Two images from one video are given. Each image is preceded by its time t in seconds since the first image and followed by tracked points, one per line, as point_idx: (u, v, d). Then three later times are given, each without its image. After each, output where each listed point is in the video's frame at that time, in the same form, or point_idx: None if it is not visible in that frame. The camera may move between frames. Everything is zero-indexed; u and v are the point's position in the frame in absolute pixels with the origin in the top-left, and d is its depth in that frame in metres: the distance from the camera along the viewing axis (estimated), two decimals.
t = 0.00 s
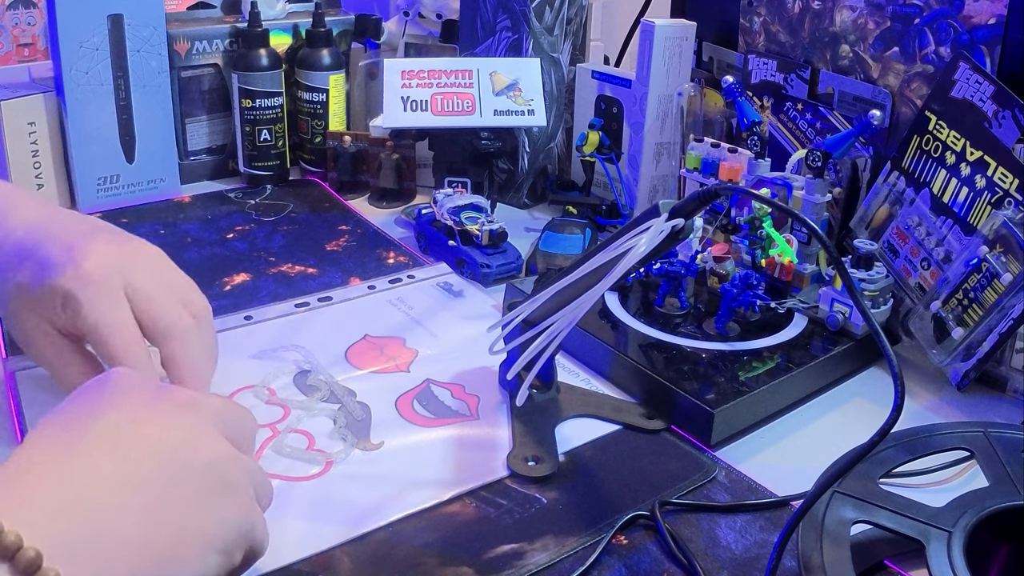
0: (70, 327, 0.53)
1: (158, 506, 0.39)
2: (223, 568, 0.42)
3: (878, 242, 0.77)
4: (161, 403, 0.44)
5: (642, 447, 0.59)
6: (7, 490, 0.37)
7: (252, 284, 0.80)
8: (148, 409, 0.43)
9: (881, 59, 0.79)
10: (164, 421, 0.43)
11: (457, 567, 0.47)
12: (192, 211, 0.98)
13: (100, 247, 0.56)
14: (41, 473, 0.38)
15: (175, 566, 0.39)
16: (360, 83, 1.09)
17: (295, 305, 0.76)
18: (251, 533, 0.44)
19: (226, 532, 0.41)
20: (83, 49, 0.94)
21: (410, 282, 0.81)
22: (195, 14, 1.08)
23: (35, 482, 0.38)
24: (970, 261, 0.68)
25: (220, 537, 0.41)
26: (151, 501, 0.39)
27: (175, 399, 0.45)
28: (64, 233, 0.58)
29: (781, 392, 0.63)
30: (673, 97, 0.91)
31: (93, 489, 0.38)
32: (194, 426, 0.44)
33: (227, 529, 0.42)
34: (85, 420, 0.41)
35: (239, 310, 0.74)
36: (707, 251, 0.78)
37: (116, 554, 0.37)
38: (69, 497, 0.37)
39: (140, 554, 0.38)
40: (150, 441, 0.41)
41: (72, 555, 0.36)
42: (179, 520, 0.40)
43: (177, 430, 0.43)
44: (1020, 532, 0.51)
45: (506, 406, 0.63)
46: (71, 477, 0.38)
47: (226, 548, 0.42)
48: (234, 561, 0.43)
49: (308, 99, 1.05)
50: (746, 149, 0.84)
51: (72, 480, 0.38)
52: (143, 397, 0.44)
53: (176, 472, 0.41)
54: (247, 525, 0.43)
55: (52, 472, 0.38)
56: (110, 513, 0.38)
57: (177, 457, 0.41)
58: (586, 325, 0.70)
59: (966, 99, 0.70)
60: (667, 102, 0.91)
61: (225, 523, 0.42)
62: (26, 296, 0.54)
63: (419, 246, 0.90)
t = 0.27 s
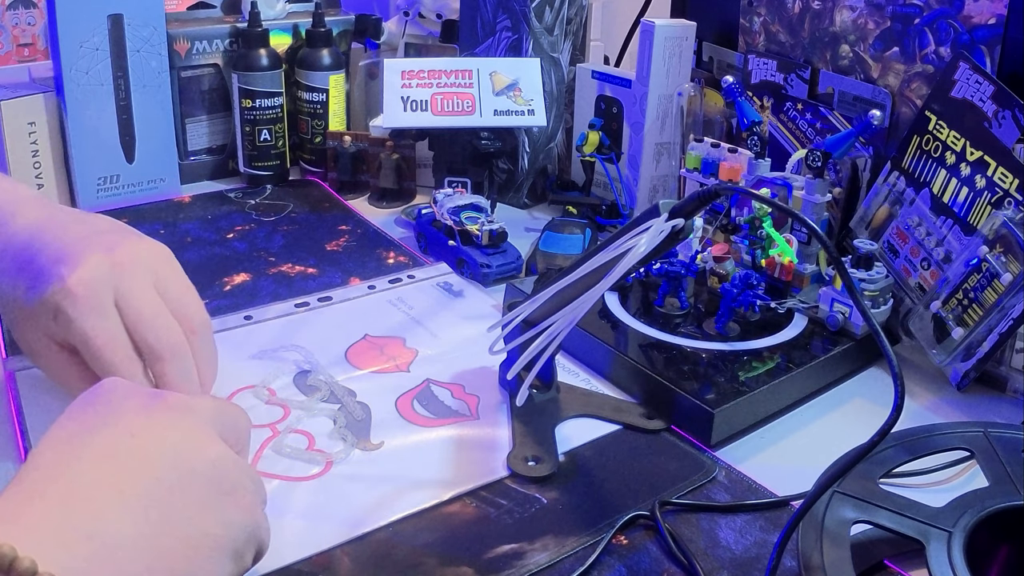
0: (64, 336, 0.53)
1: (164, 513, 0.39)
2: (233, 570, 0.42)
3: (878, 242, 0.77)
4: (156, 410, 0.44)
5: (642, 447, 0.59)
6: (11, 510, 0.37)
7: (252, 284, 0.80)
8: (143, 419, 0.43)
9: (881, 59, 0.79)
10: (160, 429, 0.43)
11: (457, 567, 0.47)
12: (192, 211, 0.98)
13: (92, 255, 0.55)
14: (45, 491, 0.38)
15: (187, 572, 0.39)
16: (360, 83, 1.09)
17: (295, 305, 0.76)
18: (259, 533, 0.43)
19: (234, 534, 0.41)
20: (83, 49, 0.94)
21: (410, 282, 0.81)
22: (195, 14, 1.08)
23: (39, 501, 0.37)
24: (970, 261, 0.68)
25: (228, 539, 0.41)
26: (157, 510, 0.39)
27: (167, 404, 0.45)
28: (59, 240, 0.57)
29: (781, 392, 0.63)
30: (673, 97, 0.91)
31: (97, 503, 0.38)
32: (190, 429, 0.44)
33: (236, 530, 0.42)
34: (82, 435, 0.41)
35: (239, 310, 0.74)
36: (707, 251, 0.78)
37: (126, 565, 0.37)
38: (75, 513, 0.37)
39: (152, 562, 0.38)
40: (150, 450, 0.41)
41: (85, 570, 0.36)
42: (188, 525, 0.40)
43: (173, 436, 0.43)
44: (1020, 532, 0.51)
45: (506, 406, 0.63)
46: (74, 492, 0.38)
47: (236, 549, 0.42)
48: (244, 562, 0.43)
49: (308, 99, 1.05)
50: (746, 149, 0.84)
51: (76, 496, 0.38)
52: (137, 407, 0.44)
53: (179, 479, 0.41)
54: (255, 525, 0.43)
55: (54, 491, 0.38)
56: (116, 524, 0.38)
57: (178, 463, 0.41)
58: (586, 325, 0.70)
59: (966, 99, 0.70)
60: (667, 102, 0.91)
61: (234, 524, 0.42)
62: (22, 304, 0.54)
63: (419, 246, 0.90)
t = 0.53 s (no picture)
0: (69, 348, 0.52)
1: (167, 520, 0.39)
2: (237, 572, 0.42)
3: (878, 242, 0.77)
4: (155, 416, 0.44)
5: (642, 447, 0.59)
6: (16, 521, 0.36)
7: (252, 284, 0.80)
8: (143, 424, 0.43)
9: (881, 59, 0.79)
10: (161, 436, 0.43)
11: (457, 567, 0.47)
12: (192, 211, 0.98)
13: (92, 266, 0.54)
14: (50, 502, 0.37)
15: None
16: (360, 83, 1.09)
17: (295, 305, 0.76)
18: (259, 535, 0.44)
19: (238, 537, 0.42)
20: (83, 49, 0.94)
21: (411, 282, 0.81)
22: (195, 14, 1.08)
23: (46, 513, 0.37)
24: (970, 261, 0.68)
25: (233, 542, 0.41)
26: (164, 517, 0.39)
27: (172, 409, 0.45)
28: (64, 248, 0.56)
29: (781, 392, 0.63)
30: (673, 97, 0.91)
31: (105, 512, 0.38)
32: (187, 432, 0.43)
33: (239, 532, 0.42)
34: (83, 442, 0.41)
35: (239, 310, 0.74)
36: (707, 251, 0.78)
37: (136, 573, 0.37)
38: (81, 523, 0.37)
39: (162, 571, 0.38)
40: (149, 456, 0.41)
41: None
42: (193, 532, 0.40)
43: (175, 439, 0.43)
44: (1020, 532, 0.51)
45: (506, 406, 0.63)
46: (81, 503, 0.38)
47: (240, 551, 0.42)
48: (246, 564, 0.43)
49: (308, 99, 1.05)
50: (746, 149, 0.84)
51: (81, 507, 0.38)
52: (136, 412, 0.44)
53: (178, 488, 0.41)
54: (256, 525, 0.43)
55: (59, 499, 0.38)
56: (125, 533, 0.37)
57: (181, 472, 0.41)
58: (586, 325, 0.70)
59: (966, 99, 0.70)
60: (668, 102, 0.91)
61: (237, 526, 0.42)
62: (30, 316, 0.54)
63: (419, 246, 0.90)
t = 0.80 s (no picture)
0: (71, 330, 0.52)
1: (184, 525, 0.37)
2: None
3: (878, 242, 0.77)
4: (173, 421, 0.42)
5: (642, 447, 0.59)
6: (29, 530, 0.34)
7: (252, 284, 0.80)
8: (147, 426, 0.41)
9: (880, 59, 0.79)
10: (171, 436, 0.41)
11: (457, 567, 0.47)
12: (192, 211, 0.98)
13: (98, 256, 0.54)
14: (61, 510, 0.36)
15: None
16: (360, 83, 1.09)
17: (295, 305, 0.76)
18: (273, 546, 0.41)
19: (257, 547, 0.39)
20: (83, 49, 0.94)
21: (410, 282, 0.81)
22: (195, 14, 1.08)
23: (59, 523, 0.35)
24: (970, 261, 0.68)
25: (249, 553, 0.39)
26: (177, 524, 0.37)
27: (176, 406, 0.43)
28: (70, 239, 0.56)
29: (782, 392, 0.63)
30: (674, 97, 0.91)
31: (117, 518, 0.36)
32: (204, 437, 0.42)
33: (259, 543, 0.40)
34: (93, 447, 0.39)
35: (240, 310, 0.75)
36: (707, 251, 0.78)
37: None
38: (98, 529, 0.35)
39: None
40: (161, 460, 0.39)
41: None
42: (212, 539, 0.38)
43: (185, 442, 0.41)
44: (1020, 532, 0.51)
45: (506, 406, 0.63)
46: (95, 511, 0.36)
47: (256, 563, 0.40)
48: None
49: (308, 99, 1.05)
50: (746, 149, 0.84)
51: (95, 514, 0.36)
52: (149, 413, 0.42)
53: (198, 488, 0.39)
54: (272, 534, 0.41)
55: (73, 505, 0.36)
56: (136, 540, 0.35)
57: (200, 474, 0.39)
58: (586, 325, 0.70)
59: (966, 99, 0.70)
60: (667, 102, 0.91)
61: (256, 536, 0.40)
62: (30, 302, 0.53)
63: (419, 246, 0.90)
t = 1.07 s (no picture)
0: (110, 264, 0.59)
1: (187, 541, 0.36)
2: None
3: (878, 242, 0.77)
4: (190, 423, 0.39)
5: (642, 447, 0.59)
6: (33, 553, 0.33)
7: (252, 284, 0.80)
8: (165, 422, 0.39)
9: (881, 59, 0.79)
10: (190, 435, 0.38)
11: (457, 567, 0.47)
12: (192, 211, 0.98)
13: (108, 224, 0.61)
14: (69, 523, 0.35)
15: None
16: (360, 83, 1.09)
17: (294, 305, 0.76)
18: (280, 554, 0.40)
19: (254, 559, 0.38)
20: (83, 49, 0.94)
21: (410, 282, 0.81)
22: (195, 14, 1.08)
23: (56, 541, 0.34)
24: (970, 261, 0.68)
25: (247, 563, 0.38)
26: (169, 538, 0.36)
27: (203, 397, 0.40)
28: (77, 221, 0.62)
29: (782, 392, 0.63)
30: (673, 97, 0.91)
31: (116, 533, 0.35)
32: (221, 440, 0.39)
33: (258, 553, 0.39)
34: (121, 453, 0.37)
35: (240, 310, 0.75)
36: (707, 251, 0.78)
37: None
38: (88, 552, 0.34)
39: None
40: (171, 466, 0.37)
41: None
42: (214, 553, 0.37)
43: (200, 441, 0.38)
44: (1020, 532, 0.51)
45: (506, 406, 0.63)
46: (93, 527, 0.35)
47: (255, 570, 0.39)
48: None
49: (308, 99, 1.05)
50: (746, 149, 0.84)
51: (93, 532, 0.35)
52: (174, 412, 0.39)
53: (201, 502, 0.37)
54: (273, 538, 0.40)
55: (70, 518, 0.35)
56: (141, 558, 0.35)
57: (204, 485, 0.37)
58: (586, 325, 0.70)
59: (966, 99, 0.70)
60: (667, 102, 0.91)
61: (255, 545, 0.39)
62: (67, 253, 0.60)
63: (419, 246, 0.90)
